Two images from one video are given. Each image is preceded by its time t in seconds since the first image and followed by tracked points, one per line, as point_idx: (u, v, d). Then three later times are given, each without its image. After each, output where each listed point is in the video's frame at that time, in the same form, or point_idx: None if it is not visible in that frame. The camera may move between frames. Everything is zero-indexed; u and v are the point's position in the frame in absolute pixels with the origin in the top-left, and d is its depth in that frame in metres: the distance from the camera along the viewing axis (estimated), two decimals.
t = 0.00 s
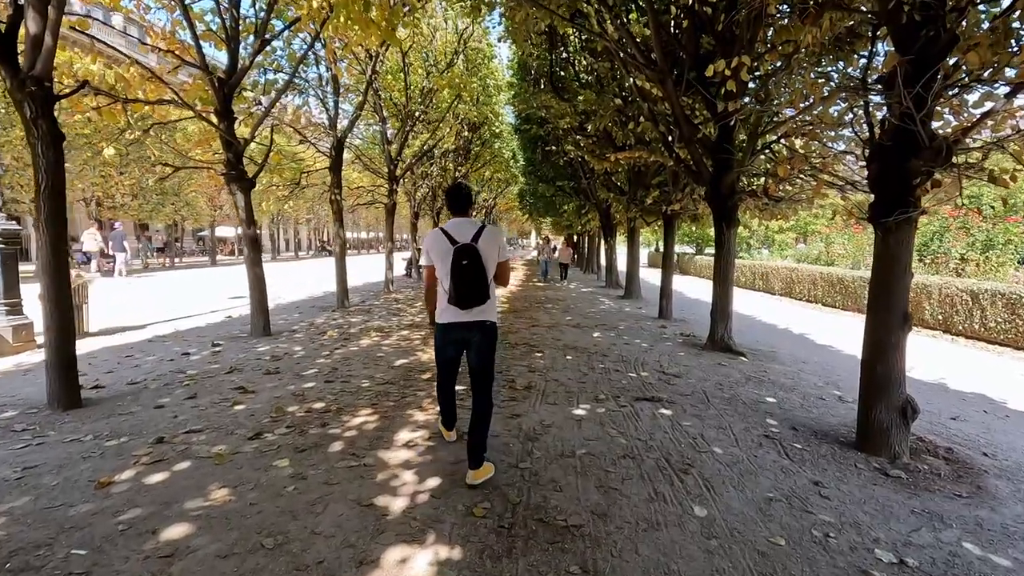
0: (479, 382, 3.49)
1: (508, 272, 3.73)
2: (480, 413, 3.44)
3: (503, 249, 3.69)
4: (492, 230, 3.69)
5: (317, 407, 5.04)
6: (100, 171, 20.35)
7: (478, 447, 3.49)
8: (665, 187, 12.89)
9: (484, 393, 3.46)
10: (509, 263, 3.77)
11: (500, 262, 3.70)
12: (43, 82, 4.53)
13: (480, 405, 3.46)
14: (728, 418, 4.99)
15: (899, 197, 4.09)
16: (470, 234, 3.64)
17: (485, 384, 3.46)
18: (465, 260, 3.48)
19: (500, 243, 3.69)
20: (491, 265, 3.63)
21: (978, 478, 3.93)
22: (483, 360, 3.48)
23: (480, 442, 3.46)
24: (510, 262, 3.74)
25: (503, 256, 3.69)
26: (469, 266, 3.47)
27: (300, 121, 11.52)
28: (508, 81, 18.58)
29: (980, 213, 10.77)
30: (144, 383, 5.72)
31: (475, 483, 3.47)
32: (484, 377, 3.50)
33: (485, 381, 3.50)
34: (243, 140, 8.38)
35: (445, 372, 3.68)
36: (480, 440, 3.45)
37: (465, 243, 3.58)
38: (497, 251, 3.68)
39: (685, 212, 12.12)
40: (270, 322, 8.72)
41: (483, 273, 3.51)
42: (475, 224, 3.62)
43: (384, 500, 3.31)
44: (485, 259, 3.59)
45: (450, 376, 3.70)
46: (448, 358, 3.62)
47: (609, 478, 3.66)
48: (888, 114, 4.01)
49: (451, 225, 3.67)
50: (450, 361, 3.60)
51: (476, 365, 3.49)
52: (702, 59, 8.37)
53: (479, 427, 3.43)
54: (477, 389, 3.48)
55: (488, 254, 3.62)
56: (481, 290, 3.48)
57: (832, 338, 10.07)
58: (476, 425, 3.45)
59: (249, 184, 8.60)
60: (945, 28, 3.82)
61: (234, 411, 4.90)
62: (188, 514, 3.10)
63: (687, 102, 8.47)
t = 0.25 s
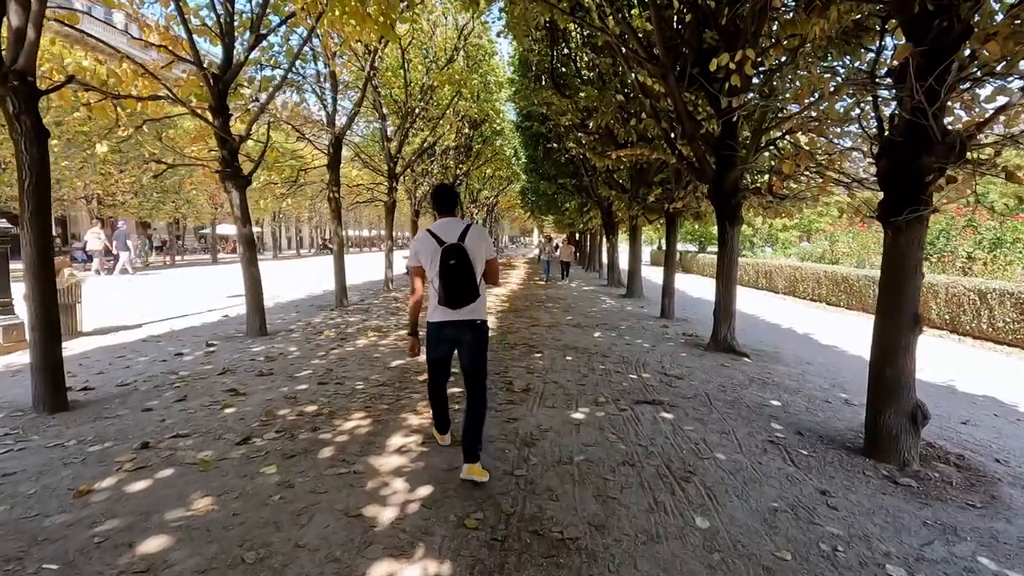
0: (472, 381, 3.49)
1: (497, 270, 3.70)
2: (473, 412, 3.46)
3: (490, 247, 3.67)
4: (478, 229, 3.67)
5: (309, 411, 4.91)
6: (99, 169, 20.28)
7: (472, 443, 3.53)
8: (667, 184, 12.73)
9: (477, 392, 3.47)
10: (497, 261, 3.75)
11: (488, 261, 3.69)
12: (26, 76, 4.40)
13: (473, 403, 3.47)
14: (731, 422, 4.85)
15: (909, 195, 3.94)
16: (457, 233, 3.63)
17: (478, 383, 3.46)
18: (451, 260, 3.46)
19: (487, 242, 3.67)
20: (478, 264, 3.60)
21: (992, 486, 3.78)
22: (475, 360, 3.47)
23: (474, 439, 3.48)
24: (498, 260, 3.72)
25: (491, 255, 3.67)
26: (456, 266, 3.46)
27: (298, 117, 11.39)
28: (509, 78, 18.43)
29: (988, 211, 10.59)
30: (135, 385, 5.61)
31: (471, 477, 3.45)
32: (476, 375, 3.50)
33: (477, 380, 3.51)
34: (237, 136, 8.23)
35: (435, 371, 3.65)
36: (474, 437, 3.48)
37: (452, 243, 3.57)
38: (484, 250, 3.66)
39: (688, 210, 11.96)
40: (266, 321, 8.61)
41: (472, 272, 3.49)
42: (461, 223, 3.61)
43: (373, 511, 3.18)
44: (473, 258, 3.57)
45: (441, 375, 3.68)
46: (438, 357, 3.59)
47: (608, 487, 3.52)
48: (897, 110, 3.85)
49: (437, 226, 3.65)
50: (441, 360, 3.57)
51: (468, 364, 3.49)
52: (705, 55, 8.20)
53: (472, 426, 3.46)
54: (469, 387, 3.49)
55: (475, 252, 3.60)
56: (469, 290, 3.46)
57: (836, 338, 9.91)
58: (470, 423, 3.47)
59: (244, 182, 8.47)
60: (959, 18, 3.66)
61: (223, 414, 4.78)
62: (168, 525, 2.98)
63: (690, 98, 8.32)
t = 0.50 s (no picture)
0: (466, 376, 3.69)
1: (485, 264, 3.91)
2: (469, 402, 3.69)
3: (478, 242, 3.87)
4: (466, 225, 3.87)
5: (301, 415, 4.81)
6: (99, 168, 20.20)
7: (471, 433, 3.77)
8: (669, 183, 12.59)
9: (472, 384, 3.69)
10: (486, 255, 3.95)
11: (476, 255, 3.88)
12: (12, 73, 4.31)
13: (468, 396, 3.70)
14: (734, 427, 4.73)
15: (916, 194, 3.82)
16: (446, 229, 3.82)
17: (471, 374, 3.68)
18: (440, 256, 3.67)
19: (474, 238, 3.88)
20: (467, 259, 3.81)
21: (1004, 496, 3.65)
22: (467, 354, 3.68)
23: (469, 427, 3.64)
24: (487, 254, 3.92)
25: (479, 249, 3.87)
26: (444, 262, 3.67)
27: (296, 116, 11.28)
28: (510, 76, 18.31)
29: (995, 210, 10.44)
30: (126, 387, 5.51)
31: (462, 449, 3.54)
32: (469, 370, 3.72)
33: (470, 371, 3.72)
34: (233, 135, 8.12)
35: (426, 373, 3.79)
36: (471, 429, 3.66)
37: (441, 239, 3.77)
38: (472, 246, 3.86)
39: (690, 209, 11.82)
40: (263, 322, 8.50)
41: (459, 267, 3.69)
42: (449, 219, 3.79)
43: (362, 521, 3.08)
44: (461, 254, 3.77)
45: (432, 376, 3.78)
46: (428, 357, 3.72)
47: (606, 497, 3.40)
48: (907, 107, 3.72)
49: (427, 223, 3.85)
50: (432, 359, 3.72)
51: (460, 356, 3.71)
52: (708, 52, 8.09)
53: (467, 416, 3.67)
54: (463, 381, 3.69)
55: (463, 248, 3.81)
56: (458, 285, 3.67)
57: (841, 339, 9.77)
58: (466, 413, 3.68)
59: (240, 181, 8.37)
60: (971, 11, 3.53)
61: (214, 418, 4.68)
62: (149, 536, 2.87)
63: (692, 96, 8.18)
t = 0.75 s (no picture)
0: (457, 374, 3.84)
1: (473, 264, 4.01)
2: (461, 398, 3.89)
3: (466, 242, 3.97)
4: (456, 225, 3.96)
5: (293, 420, 4.68)
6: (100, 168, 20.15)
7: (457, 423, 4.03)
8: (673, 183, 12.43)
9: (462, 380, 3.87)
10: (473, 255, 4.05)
11: (465, 254, 3.97)
12: None
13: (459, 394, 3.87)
14: (738, 434, 4.57)
15: (929, 193, 3.67)
16: (436, 227, 3.89)
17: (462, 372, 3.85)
18: (430, 255, 3.74)
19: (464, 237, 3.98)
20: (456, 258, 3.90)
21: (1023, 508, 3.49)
22: (457, 353, 3.81)
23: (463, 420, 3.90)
24: (475, 253, 4.01)
25: (467, 249, 3.96)
26: (435, 261, 3.74)
27: (296, 115, 11.17)
28: (512, 75, 18.20)
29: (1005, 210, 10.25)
30: (116, 390, 5.40)
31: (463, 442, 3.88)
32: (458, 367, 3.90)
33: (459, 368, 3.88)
34: (230, 134, 8.01)
35: (417, 373, 3.80)
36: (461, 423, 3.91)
37: (431, 237, 3.84)
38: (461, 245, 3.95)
39: (694, 209, 11.65)
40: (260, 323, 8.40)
41: (448, 266, 3.77)
42: (440, 218, 3.87)
43: (350, 534, 2.95)
44: (451, 253, 3.86)
45: (426, 378, 3.79)
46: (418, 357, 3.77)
47: (605, 508, 3.26)
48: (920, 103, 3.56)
49: (417, 220, 3.92)
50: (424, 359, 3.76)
51: (450, 354, 3.83)
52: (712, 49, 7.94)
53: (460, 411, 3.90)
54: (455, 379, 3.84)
55: (453, 248, 3.90)
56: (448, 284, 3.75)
57: (848, 341, 9.59)
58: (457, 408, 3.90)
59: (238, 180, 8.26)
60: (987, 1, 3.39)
61: (203, 423, 4.56)
62: (126, 549, 2.75)
63: (696, 94, 8.04)
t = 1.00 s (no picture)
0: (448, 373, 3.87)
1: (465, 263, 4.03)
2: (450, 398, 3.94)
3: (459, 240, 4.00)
4: (448, 223, 3.98)
5: (286, 423, 4.57)
6: (103, 168, 20.14)
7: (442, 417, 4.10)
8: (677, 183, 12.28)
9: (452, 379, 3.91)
10: (465, 255, 4.08)
11: (457, 254, 4.00)
12: None
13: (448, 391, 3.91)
14: (743, 440, 4.43)
15: (942, 189, 3.53)
16: (429, 226, 3.91)
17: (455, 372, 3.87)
18: (424, 253, 3.75)
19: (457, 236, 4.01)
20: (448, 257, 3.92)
21: None
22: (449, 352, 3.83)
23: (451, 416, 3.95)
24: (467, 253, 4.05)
25: (459, 248, 3.99)
26: (429, 258, 3.74)
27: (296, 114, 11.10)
28: (515, 75, 18.10)
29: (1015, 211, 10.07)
30: (108, 392, 5.30)
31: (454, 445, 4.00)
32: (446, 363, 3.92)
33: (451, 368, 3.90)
34: (228, 132, 7.93)
35: (412, 374, 3.74)
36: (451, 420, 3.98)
37: (424, 235, 3.84)
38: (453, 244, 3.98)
39: (698, 209, 11.50)
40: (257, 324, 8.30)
41: (441, 264, 3.78)
42: (434, 217, 3.89)
43: (338, 544, 2.83)
44: (444, 251, 3.87)
45: (422, 381, 3.74)
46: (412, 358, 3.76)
47: (605, 518, 3.13)
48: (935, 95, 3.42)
49: (410, 218, 3.92)
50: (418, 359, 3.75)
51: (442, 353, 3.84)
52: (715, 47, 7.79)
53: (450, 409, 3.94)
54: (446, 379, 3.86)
55: (447, 246, 3.92)
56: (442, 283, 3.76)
57: (855, 343, 9.41)
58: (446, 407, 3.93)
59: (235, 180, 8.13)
60: None
61: (194, 426, 4.46)
62: (103, 560, 2.63)
63: (701, 92, 7.89)
